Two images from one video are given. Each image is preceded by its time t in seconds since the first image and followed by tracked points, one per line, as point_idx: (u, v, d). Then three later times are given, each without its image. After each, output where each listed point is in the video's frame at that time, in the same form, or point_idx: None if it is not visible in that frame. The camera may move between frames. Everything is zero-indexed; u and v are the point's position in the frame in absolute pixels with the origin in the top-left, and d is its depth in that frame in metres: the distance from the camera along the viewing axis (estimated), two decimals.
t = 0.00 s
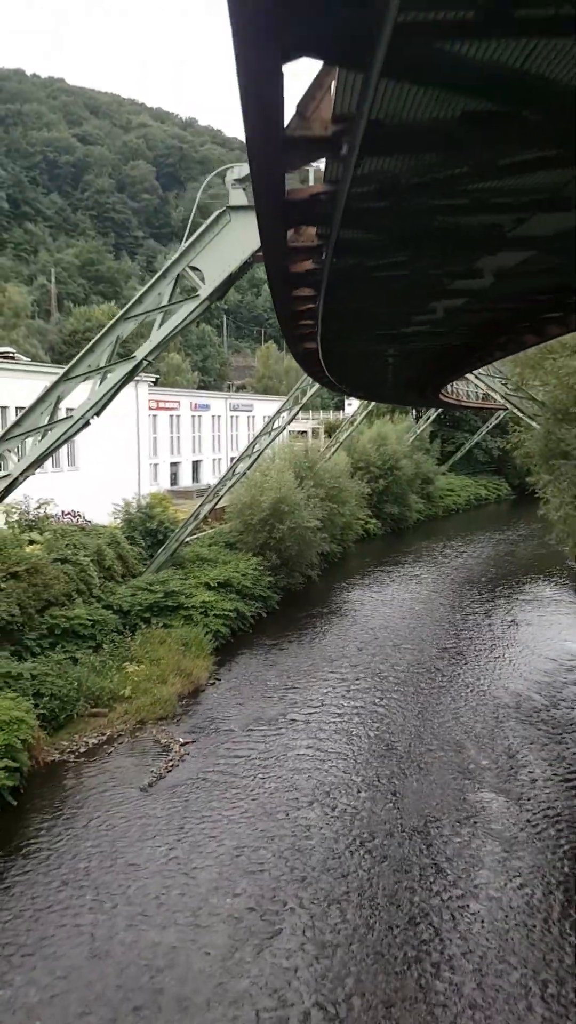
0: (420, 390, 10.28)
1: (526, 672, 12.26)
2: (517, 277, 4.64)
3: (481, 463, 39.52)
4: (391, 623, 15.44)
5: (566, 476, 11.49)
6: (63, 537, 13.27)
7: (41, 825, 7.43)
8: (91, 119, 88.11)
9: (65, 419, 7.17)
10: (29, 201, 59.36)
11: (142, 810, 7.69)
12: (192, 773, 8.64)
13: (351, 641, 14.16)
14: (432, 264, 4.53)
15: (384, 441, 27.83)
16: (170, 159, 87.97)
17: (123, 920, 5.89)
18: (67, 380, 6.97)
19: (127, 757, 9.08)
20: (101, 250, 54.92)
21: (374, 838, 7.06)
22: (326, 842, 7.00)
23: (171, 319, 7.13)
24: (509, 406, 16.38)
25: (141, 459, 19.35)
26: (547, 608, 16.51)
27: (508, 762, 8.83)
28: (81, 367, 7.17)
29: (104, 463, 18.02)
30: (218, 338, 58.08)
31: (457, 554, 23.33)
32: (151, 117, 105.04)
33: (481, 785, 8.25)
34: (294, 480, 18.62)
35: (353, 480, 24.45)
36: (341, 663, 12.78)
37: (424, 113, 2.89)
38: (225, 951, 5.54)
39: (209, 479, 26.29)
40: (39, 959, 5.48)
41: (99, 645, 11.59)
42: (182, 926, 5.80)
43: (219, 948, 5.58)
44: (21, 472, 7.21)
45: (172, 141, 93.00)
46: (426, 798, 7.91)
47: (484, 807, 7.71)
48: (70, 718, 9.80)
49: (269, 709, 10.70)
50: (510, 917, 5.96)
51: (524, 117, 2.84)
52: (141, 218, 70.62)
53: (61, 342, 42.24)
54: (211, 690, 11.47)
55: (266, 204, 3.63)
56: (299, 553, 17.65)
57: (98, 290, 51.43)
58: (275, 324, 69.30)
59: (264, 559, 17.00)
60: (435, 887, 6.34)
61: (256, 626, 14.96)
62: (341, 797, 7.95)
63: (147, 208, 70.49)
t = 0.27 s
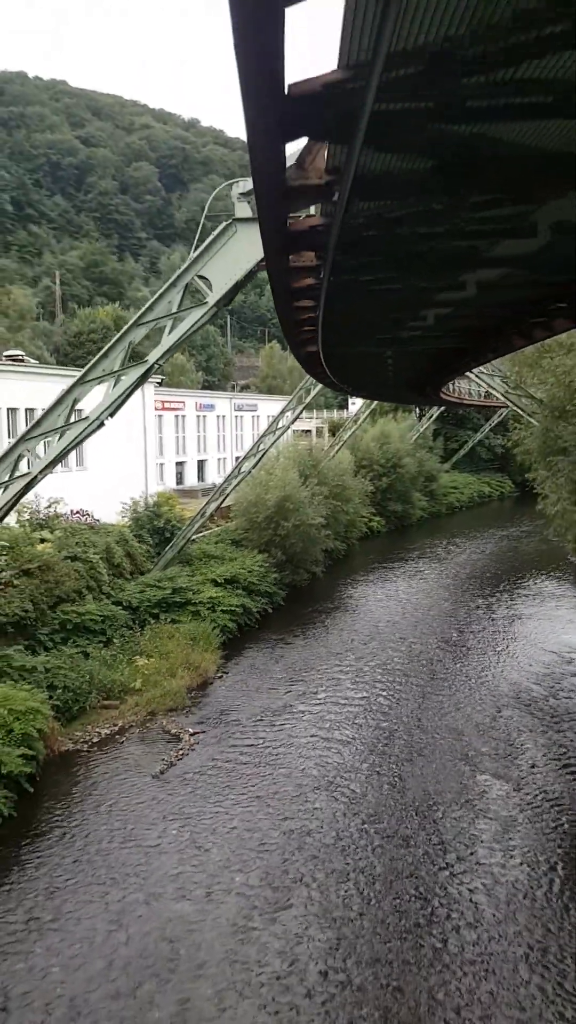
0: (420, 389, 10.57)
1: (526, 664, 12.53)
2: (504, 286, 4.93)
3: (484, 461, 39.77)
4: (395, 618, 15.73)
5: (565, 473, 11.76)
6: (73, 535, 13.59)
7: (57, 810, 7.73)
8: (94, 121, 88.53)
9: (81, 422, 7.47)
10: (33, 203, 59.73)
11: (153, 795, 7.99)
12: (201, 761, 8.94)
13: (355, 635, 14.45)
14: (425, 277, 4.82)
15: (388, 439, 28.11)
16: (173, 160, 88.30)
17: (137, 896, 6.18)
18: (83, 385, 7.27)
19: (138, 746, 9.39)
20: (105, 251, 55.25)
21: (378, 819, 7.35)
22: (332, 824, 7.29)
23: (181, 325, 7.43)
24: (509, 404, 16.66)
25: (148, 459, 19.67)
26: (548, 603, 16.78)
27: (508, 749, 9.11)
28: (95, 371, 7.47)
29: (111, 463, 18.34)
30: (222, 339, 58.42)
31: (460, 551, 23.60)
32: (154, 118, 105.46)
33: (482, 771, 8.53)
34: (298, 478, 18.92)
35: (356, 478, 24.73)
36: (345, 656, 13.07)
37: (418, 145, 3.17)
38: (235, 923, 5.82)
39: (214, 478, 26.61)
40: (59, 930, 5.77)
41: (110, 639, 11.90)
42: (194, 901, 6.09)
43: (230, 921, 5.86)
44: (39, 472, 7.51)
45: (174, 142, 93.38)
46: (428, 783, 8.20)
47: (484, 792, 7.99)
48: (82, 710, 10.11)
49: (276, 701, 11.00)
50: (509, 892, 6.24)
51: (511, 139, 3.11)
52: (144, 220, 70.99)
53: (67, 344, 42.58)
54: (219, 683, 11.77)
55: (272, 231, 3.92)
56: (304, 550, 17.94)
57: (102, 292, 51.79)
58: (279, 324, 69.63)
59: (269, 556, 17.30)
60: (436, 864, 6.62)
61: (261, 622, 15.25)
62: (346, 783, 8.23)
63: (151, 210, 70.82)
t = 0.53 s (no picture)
0: (419, 390, 10.84)
1: (525, 659, 12.78)
2: (495, 288, 5.19)
3: (486, 459, 40.03)
4: (396, 614, 16.01)
5: (561, 471, 12.02)
6: (80, 533, 13.89)
7: (69, 797, 8.02)
8: (96, 123, 88.99)
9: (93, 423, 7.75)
10: (37, 206, 60.10)
11: (162, 783, 8.26)
12: (208, 751, 9.21)
13: (358, 631, 14.73)
14: (420, 283, 5.09)
15: (390, 439, 28.38)
16: (175, 161, 88.63)
17: (148, 876, 6.45)
18: (95, 388, 7.58)
19: (147, 737, 9.68)
20: (108, 253, 55.60)
21: (378, 805, 7.62)
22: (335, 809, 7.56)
23: (189, 331, 7.73)
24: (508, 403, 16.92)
25: (153, 459, 19.96)
26: (547, 599, 17.06)
27: (505, 740, 9.37)
28: (107, 375, 7.76)
29: (117, 463, 18.64)
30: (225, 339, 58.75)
31: (461, 549, 23.86)
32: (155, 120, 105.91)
33: (480, 760, 8.80)
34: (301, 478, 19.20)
35: (358, 477, 24.99)
36: (348, 651, 13.34)
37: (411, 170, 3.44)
38: (242, 901, 6.09)
39: (218, 478, 26.90)
40: (74, 907, 6.04)
41: (117, 635, 12.20)
42: (203, 880, 6.36)
43: (237, 898, 6.12)
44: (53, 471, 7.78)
45: (176, 144, 93.79)
46: (428, 771, 8.47)
47: (482, 780, 8.25)
48: (91, 702, 10.40)
49: (280, 694, 11.27)
50: (505, 872, 6.49)
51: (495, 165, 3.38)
52: (147, 221, 71.35)
53: (71, 345, 42.91)
54: (224, 677, 12.06)
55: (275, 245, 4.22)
56: (307, 548, 18.22)
57: (106, 293, 52.11)
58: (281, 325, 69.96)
59: (273, 554, 17.58)
60: (435, 847, 6.88)
61: (265, 618, 15.54)
62: (348, 771, 8.50)
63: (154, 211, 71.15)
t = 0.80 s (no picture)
0: (416, 391, 11.09)
1: (521, 654, 13.05)
2: (484, 290, 5.36)
3: (485, 460, 40.32)
4: (395, 611, 16.28)
5: (555, 470, 12.30)
6: (85, 531, 14.16)
7: (76, 785, 8.30)
8: (98, 124, 89.29)
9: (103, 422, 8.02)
10: (39, 207, 60.38)
11: (166, 772, 8.54)
12: (210, 742, 9.49)
13: (357, 627, 15.00)
14: (413, 289, 5.36)
15: (389, 439, 28.65)
16: (176, 162, 88.88)
17: (154, 857, 6.72)
18: (103, 390, 7.87)
19: (150, 729, 9.96)
20: (109, 254, 55.86)
21: (376, 791, 7.90)
22: (333, 795, 7.83)
23: (194, 335, 8.03)
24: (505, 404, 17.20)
25: (155, 459, 20.25)
26: (544, 597, 17.32)
27: (500, 731, 9.64)
28: (115, 376, 8.04)
29: (120, 463, 18.92)
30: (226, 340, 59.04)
31: (460, 548, 24.12)
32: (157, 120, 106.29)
33: (474, 750, 9.07)
34: (301, 477, 19.47)
35: (358, 477, 25.27)
36: (347, 647, 13.60)
37: (402, 184, 3.73)
38: (243, 881, 6.35)
39: (219, 478, 27.19)
40: (82, 887, 6.30)
41: (121, 630, 12.47)
42: (206, 861, 6.63)
43: (238, 878, 6.39)
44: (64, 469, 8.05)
45: (177, 144, 94.13)
46: (424, 761, 8.74)
47: (476, 769, 8.53)
48: (97, 694, 10.69)
49: (280, 688, 11.54)
50: (497, 854, 6.76)
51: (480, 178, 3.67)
52: (148, 222, 71.63)
53: (73, 346, 43.19)
54: (226, 672, 12.33)
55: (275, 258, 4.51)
56: (307, 546, 18.49)
57: (107, 294, 52.42)
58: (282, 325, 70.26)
59: (273, 552, 17.86)
60: (429, 830, 7.16)
61: (266, 615, 15.81)
62: (347, 761, 8.78)
63: (155, 212, 71.41)
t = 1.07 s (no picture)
0: (416, 393, 11.33)
1: (519, 651, 13.26)
2: (479, 302, 5.54)
3: (487, 460, 40.54)
4: (396, 609, 16.50)
5: (552, 470, 12.52)
6: (91, 529, 14.41)
7: (84, 774, 8.55)
8: (102, 124, 89.62)
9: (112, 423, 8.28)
10: (43, 207, 60.70)
11: (171, 763, 8.79)
12: (214, 734, 9.73)
13: (358, 624, 15.24)
14: (405, 305, 5.59)
15: (391, 439, 28.87)
16: (180, 163, 89.19)
17: (160, 842, 6.97)
18: (112, 392, 8.13)
19: (156, 722, 10.21)
20: (114, 254, 56.15)
21: (374, 781, 8.13)
22: (333, 785, 8.07)
23: (200, 339, 8.29)
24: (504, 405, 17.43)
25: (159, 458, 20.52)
26: (543, 595, 17.54)
27: (497, 725, 9.86)
28: (124, 379, 8.30)
29: (125, 462, 19.19)
30: (229, 340, 59.31)
31: (461, 547, 24.34)
32: (160, 121, 106.62)
33: (472, 743, 9.30)
34: (303, 477, 19.72)
35: (360, 477, 25.50)
36: (348, 644, 13.83)
37: (391, 230, 3.96)
38: (246, 864, 6.58)
39: (222, 477, 27.44)
40: (90, 869, 6.55)
41: (127, 626, 12.73)
42: (210, 846, 6.87)
43: (242, 861, 6.62)
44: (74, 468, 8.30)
45: (181, 145, 94.46)
46: (422, 754, 8.97)
47: (473, 761, 8.75)
48: (103, 688, 10.94)
49: (282, 683, 11.78)
50: (490, 841, 6.98)
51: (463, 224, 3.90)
52: (152, 222, 71.93)
53: (77, 346, 43.49)
54: (229, 667, 12.57)
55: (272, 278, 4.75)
56: (309, 545, 18.73)
57: (111, 295, 52.71)
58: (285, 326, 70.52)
59: (276, 550, 18.10)
60: (427, 819, 7.38)
61: (269, 612, 16.04)
62: (347, 753, 9.01)
63: (159, 213, 71.68)
